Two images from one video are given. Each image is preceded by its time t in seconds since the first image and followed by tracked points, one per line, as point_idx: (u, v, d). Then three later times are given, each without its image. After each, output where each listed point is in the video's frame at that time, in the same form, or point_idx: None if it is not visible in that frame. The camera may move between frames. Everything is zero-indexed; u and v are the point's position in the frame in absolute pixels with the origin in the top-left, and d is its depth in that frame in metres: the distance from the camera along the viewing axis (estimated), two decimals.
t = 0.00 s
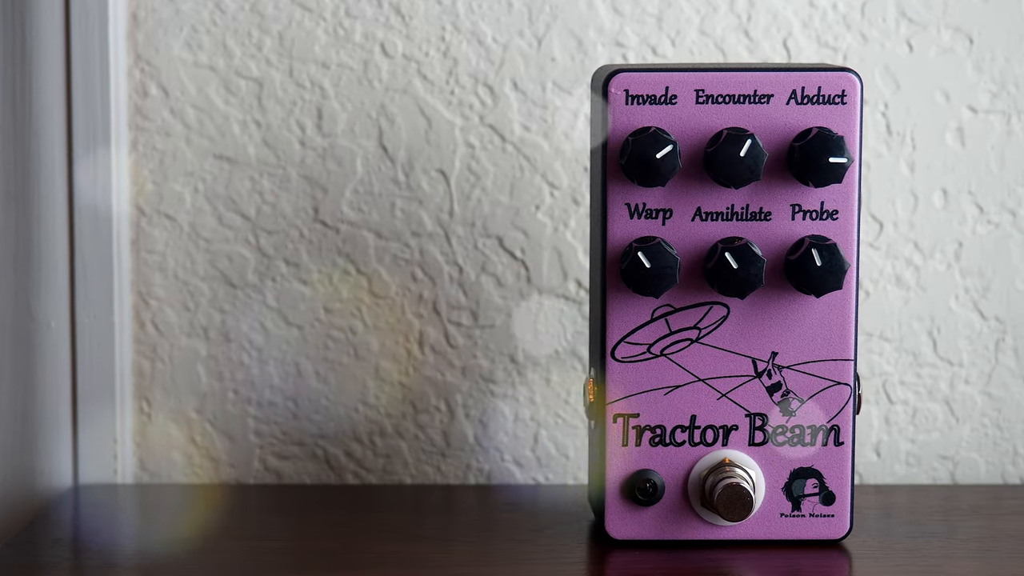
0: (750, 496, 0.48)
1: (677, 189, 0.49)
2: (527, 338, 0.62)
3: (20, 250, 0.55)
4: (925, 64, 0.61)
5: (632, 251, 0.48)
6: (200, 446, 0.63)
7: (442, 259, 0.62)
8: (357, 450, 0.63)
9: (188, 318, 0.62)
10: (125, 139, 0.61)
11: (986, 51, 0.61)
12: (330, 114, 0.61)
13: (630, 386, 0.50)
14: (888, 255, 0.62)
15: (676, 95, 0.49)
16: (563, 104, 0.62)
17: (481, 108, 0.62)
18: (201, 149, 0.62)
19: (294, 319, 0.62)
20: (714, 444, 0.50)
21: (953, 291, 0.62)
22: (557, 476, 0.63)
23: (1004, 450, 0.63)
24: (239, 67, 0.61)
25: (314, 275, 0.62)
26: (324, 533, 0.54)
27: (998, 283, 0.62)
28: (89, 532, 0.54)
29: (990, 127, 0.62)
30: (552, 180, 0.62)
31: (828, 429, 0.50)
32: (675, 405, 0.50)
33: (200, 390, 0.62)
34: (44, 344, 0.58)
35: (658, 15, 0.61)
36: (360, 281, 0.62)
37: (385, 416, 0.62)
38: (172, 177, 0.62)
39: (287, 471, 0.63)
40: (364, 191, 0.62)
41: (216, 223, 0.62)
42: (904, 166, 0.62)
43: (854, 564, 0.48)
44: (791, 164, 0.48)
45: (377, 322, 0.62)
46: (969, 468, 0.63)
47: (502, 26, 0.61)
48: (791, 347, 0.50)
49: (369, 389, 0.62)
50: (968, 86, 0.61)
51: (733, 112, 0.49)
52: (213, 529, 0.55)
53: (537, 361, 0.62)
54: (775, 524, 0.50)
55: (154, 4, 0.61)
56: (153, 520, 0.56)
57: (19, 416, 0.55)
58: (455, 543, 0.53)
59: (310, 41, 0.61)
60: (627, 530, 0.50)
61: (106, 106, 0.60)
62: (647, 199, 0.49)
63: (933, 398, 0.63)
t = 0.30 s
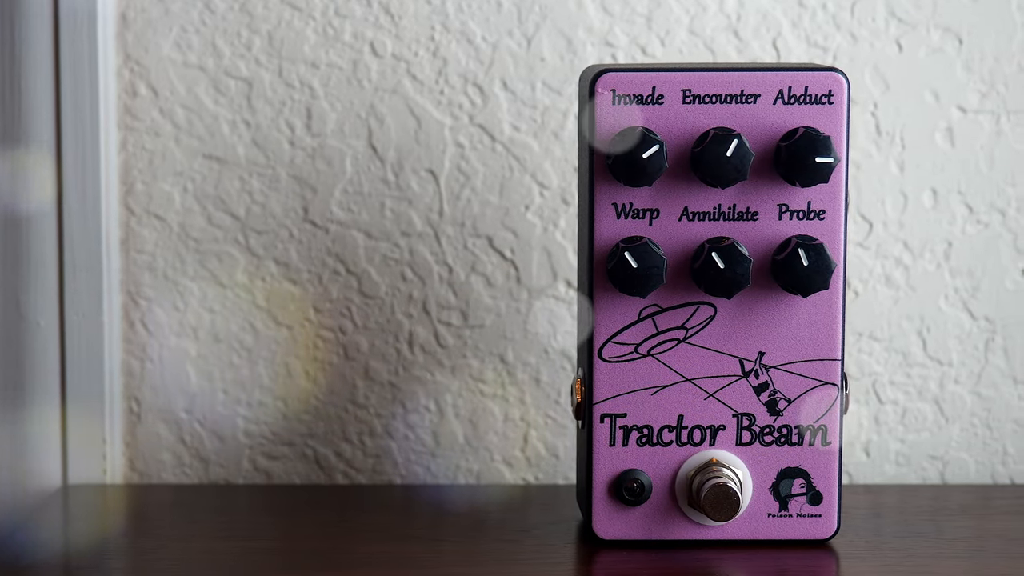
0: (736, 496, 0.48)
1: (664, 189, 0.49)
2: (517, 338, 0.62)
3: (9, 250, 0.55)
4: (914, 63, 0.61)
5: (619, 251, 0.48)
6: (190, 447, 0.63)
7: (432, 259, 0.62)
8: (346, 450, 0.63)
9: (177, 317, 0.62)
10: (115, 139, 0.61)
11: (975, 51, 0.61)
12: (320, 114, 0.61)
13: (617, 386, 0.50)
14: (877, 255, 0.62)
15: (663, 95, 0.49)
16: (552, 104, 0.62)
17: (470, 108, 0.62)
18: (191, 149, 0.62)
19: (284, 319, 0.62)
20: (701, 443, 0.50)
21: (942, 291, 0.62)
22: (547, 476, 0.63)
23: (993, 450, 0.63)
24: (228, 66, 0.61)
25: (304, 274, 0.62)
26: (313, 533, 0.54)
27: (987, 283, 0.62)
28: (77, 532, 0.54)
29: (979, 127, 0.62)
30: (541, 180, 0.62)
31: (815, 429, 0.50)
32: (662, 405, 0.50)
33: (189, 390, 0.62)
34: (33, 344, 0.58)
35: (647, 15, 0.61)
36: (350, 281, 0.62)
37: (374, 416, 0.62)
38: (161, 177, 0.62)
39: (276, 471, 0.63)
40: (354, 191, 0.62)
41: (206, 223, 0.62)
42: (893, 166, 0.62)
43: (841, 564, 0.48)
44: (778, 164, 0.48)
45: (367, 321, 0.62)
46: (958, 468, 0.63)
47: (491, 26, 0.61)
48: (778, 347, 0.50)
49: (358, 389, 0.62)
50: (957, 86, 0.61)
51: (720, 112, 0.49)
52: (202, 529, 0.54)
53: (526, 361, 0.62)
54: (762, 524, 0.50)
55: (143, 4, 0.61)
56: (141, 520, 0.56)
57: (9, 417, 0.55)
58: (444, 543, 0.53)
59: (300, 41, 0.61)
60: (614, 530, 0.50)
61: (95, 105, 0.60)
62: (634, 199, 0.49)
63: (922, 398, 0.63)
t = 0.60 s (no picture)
0: (723, 496, 0.48)
1: (651, 189, 0.49)
2: (507, 338, 0.62)
3: None
4: (903, 63, 0.61)
5: (605, 251, 0.48)
6: (179, 446, 0.63)
7: (421, 259, 0.62)
8: (336, 450, 0.63)
9: (166, 317, 0.62)
10: (104, 139, 0.61)
11: (965, 51, 0.61)
12: (309, 114, 0.61)
13: (604, 387, 0.50)
14: (867, 254, 0.62)
15: (649, 95, 0.49)
16: (542, 103, 0.62)
17: (460, 108, 0.62)
18: (180, 149, 0.62)
19: (273, 319, 0.62)
20: (688, 443, 0.50)
21: (932, 291, 0.62)
22: (537, 476, 0.63)
23: (983, 450, 0.63)
24: (217, 66, 0.61)
25: (293, 274, 0.62)
26: (303, 533, 0.54)
27: (977, 283, 0.62)
28: (66, 531, 0.54)
29: (969, 127, 0.62)
30: (531, 180, 0.62)
31: (802, 429, 0.50)
32: (649, 405, 0.50)
33: (179, 390, 0.62)
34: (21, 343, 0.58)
35: (636, 15, 0.61)
36: (340, 281, 0.62)
37: (364, 416, 0.62)
38: (151, 177, 0.62)
39: (266, 471, 0.63)
40: (343, 191, 0.62)
41: (195, 223, 0.62)
42: (883, 165, 0.62)
43: (828, 564, 0.48)
44: (764, 164, 0.48)
45: (356, 322, 0.62)
46: (948, 468, 0.63)
47: (480, 26, 0.61)
48: (765, 347, 0.50)
49: (348, 389, 0.62)
50: (947, 86, 0.61)
51: (707, 112, 0.49)
52: (191, 529, 0.54)
53: (516, 361, 0.62)
54: (749, 524, 0.50)
55: (132, 4, 0.61)
56: (130, 520, 0.56)
57: None
58: (434, 543, 0.53)
59: (289, 41, 0.61)
60: (602, 530, 0.50)
61: (83, 105, 0.60)
62: (621, 199, 0.49)
63: (912, 398, 0.63)
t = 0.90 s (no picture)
0: (709, 496, 0.48)
1: (637, 189, 0.49)
2: (496, 338, 0.62)
3: None
4: (893, 63, 0.61)
5: (591, 251, 0.48)
6: (168, 446, 0.63)
7: (410, 259, 0.62)
8: (325, 450, 0.63)
9: (156, 318, 0.62)
10: (93, 140, 0.61)
11: (954, 51, 0.61)
12: (298, 114, 0.61)
13: (591, 387, 0.50)
14: (856, 254, 0.62)
15: (636, 95, 0.49)
16: (531, 104, 0.62)
17: (449, 108, 0.62)
18: (169, 149, 0.62)
19: (262, 319, 0.62)
20: (675, 444, 0.50)
21: (921, 291, 0.62)
22: (526, 476, 0.63)
23: (972, 450, 0.63)
24: (206, 66, 0.61)
25: (282, 275, 0.62)
26: (291, 533, 0.54)
27: (966, 283, 0.62)
28: (54, 531, 0.54)
29: (958, 127, 0.62)
30: (520, 180, 0.62)
31: (789, 429, 0.50)
32: (635, 405, 0.50)
33: (168, 390, 0.62)
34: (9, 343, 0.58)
35: (626, 15, 0.61)
36: (329, 281, 0.62)
37: (353, 416, 0.62)
38: (140, 177, 0.62)
39: (255, 471, 0.63)
40: (333, 191, 0.62)
41: (184, 223, 0.62)
42: (872, 166, 0.62)
43: (814, 564, 0.48)
44: (750, 164, 0.48)
45: (345, 322, 0.62)
46: (937, 468, 0.63)
47: (469, 26, 0.61)
48: (752, 347, 0.50)
49: (337, 389, 0.62)
50: (936, 86, 0.61)
51: (693, 112, 0.49)
52: (179, 529, 0.54)
53: (505, 361, 0.62)
54: (736, 524, 0.50)
55: (121, 4, 0.61)
56: (118, 520, 0.56)
57: None
58: (424, 543, 0.53)
59: (278, 41, 0.61)
60: (588, 530, 0.50)
61: (72, 106, 0.60)
62: (607, 199, 0.49)
63: (901, 398, 0.63)
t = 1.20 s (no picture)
0: (696, 497, 0.48)
1: (624, 189, 0.49)
2: (486, 338, 0.62)
3: None
4: (882, 64, 0.61)
5: (578, 251, 0.48)
6: (158, 446, 0.63)
7: (400, 259, 0.62)
8: (315, 450, 0.63)
9: (145, 317, 0.62)
10: (82, 140, 0.61)
11: (944, 52, 0.61)
12: (288, 114, 0.61)
13: (578, 387, 0.50)
14: (846, 254, 0.62)
15: (622, 95, 0.49)
16: (521, 104, 0.62)
17: (438, 108, 0.62)
18: (158, 149, 0.62)
19: (252, 320, 0.62)
20: (662, 444, 0.50)
21: (911, 291, 0.62)
22: (516, 476, 0.63)
23: (962, 450, 0.63)
24: (195, 67, 0.61)
25: (272, 275, 0.62)
26: (279, 533, 0.54)
27: (955, 283, 0.62)
28: (43, 532, 0.54)
29: (947, 127, 0.62)
30: (509, 180, 0.62)
31: (776, 429, 0.50)
32: (623, 405, 0.50)
33: (157, 390, 0.62)
34: None
35: (615, 15, 0.61)
36: (318, 281, 0.62)
37: (343, 416, 0.62)
38: (129, 177, 0.62)
39: (244, 471, 0.63)
40: (322, 191, 0.62)
41: (173, 223, 0.62)
42: (861, 166, 0.62)
43: (801, 564, 0.48)
44: (737, 164, 0.48)
45: (335, 322, 0.62)
46: (927, 468, 0.63)
47: (459, 26, 0.61)
48: (738, 347, 0.50)
49: (327, 389, 0.62)
50: (925, 86, 0.61)
51: (680, 112, 0.49)
52: (168, 529, 0.54)
53: (494, 361, 0.62)
54: (723, 524, 0.50)
55: (110, 4, 0.61)
56: (105, 520, 0.56)
57: None
58: (412, 543, 0.52)
59: (267, 41, 0.61)
60: (575, 530, 0.50)
61: (61, 106, 0.60)
62: (594, 199, 0.49)
63: (891, 398, 0.63)
